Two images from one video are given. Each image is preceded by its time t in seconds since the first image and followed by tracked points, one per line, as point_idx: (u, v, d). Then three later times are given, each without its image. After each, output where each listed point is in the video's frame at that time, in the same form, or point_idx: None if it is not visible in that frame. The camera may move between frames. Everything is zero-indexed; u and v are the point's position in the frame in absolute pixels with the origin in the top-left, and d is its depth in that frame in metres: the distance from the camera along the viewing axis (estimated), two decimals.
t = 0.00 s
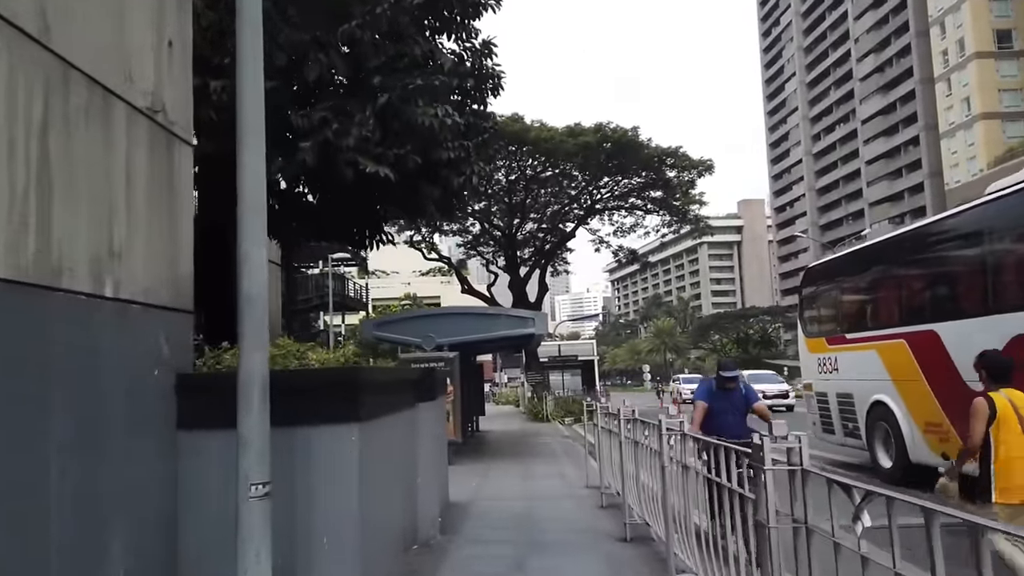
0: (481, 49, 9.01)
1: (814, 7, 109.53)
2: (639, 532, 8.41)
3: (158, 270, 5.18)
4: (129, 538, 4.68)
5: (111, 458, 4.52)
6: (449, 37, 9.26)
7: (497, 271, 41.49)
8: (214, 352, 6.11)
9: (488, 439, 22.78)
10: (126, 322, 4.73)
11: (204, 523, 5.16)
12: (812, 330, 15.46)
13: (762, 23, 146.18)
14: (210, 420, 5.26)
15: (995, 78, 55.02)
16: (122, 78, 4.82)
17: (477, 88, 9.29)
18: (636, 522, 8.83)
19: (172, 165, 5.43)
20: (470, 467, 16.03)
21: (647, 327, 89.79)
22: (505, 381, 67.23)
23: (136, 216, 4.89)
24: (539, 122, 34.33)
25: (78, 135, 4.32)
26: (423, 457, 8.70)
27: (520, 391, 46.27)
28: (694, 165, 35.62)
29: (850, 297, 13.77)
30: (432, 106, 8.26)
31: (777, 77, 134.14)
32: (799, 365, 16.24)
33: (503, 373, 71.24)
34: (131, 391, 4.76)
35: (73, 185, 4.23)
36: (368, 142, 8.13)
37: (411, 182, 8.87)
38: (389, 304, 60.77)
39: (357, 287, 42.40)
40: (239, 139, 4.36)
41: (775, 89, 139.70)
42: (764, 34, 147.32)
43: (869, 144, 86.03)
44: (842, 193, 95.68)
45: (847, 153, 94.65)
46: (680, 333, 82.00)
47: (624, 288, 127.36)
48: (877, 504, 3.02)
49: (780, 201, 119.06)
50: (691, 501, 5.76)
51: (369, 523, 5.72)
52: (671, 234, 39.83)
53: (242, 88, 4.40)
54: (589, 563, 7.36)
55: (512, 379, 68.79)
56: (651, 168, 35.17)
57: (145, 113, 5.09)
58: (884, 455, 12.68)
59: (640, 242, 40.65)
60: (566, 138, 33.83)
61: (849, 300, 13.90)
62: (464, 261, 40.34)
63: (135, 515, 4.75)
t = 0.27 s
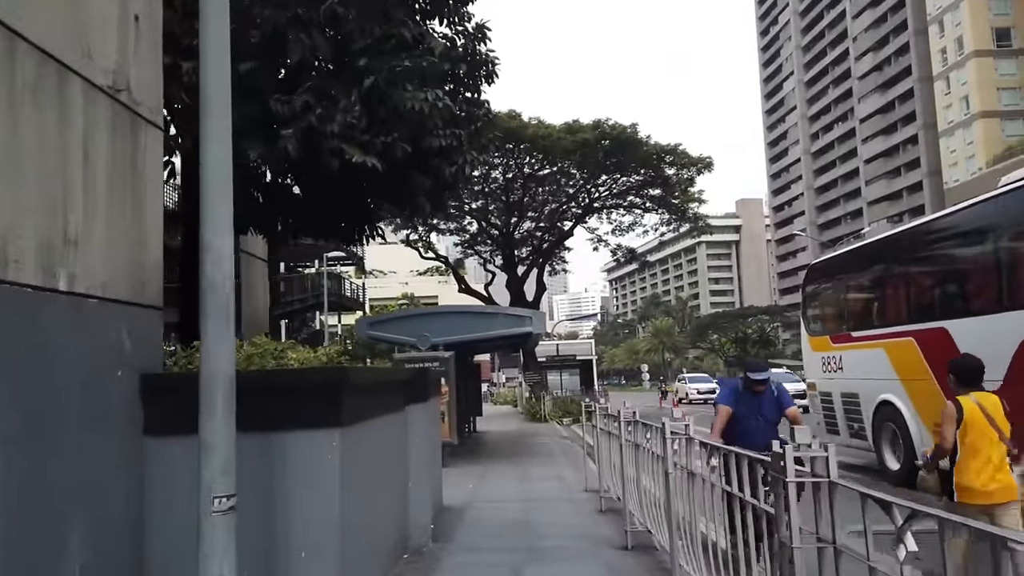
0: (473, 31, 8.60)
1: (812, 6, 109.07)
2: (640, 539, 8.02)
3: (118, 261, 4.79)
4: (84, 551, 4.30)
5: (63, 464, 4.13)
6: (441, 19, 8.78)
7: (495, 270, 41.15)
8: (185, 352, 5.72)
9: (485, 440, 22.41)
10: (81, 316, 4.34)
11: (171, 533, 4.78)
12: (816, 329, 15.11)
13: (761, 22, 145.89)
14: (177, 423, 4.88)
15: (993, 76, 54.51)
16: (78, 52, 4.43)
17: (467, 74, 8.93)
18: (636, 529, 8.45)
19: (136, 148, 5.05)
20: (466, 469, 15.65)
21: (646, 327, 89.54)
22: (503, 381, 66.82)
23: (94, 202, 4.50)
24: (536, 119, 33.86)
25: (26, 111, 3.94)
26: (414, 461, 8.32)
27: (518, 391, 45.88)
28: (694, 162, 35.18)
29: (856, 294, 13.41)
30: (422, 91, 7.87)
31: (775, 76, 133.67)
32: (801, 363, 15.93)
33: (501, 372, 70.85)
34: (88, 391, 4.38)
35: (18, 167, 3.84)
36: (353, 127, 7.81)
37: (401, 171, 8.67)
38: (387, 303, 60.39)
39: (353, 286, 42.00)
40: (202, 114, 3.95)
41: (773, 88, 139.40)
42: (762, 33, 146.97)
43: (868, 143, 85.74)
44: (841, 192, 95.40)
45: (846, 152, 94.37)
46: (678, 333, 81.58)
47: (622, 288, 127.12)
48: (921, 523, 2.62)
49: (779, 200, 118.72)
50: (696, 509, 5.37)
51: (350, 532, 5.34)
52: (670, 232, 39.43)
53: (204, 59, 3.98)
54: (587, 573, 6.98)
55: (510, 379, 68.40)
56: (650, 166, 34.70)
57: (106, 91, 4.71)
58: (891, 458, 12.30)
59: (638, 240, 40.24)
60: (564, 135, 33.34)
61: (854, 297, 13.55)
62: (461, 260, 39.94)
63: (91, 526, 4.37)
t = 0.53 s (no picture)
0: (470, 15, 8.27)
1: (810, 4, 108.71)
2: (646, 545, 7.68)
3: (87, 250, 4.44)
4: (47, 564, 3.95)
5: (23, 472, 3.79)
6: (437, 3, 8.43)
7: (494, 268, 40.79)
8: (164, 350, 5.37)
9: (483, 440, 22.07)
10: (43, 310, 3.98)
11: (145, 543, 4.43)
12: (823, 326, 14.83)
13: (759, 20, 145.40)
14: (152, 427, 4.52)
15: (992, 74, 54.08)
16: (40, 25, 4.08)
17: (463, 59, 8.63)
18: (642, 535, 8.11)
19: (108, 130, 4.69)
20: (463, 471, 15.29)
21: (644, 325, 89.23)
22: (501, 380, 66.45)
23: (58, 187, 4.15)
24: (534, 116, 33.48)
25: None
26: (409, 463, 7.95)
27: (517, 390, 45.52)
28: (694, 159, 34.82)
29: (864, 289, 13.13)
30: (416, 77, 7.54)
31: (773, 75, 133.32)
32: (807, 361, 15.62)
33: (500, 372, 70.49)
34: (53, 393, 4.03)
35: None
36: (343, 115, 7.51)
37: (394, 160, 8.34)
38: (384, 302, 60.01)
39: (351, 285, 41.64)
40: (171, 92, 3.59)
41: (772, 86, 138.92)
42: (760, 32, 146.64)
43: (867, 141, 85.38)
44: (839, 191, 95.04)
45: (844, 150, 94.09)
46: (677, 331, 81.23)
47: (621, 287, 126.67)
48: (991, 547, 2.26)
49: (777, 199, 118.31)
50: (709, 517, 5.03)
51: (339, 542, 5.00)
52: (670, 230, 39.07)
53: (174, 27, 3.63)
54: None
55: (508, 378, 68.06)
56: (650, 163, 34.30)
57: (72, 68, 4.35)
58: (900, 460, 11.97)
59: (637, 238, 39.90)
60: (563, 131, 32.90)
61: (863, 291, 13.25)
62: (459, 258, 39.57)
63: (55, 537, 4.03)
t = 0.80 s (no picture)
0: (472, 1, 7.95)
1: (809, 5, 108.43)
2: (656, 556, 7.31)
3: (57, 238, 4.09)
4: None
5: None
6: None
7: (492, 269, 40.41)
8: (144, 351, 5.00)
9: (482, 443, 21.71)
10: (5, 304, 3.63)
11: (119, 559, 4.07)
12: (831, 327, 14.51)
13: (758, 21, 145.20)
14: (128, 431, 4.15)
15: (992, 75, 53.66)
16: None
17: (461, 46, 8.29)
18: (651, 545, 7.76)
19: (82, 111, 4.34)
20: (462, 475, 14.92)
21: (643, 326, 88.81)
22: (499, 382, 66.04)
23: (22, 171, 3.79)
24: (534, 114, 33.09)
25: None
26: (407, 469, 7.59)
27: (515, 391, 45.13)
28: (694, 158, 34.48)
29: (874, 288, 12.81)
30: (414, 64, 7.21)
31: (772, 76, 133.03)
32: (815, 363, 15.34)
33: (498, 373, 70.06)
34: (17, 392, 3.67)
35: None
36: (335, 102, 7.20)
37: (391, 151, 7.98)
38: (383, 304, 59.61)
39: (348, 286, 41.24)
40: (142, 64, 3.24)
41: (770, 87, 138.68)
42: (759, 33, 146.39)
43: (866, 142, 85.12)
44: (838, 192, 94.80)
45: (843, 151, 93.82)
46: (676, 333, 80.80)
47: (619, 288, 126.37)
48: None
49: (776, 199, 118.07)
50: (730, 532, 4.65)
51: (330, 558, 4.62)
52: (670, 230, 38.77)
53: None
54: None
55: (506, 380, 67.62)
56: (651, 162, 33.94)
57: (41, 43, 4.01)
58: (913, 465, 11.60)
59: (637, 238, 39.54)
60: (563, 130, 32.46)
61: (872, 288, 12.95)
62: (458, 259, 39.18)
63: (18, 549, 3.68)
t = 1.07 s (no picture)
0: None
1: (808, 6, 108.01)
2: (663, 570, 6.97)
3: (16, 228, 3.74)
4: None
5: None
6: None
7: (491, 270, 40.11)
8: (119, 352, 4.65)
9: (480, 446, 21.38)
10: None
11: None
12: (837, 328, 14.25)
13: (757, 22, 144.81)
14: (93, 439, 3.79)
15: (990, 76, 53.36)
16: None
17: (456, 32, 7.92)
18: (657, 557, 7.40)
19: (43, 88, 3.99)
20: (459, 479, 14.59)
21: (642, 328, 88.51)
22: (498, 384, 65.73)
23: None
24: (533, 113, 32.75)
25: None
26: (401, 476, 7.22)
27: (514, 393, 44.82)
28: (696, 158, 34.16)
29: (884, 287, 12.53)
30: (410, 52, 6.91)
31: (770, 78, 132.83)
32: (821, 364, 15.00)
33: (496, 375, 69.71)
34: None
35: None
36: (324, 91, 6.86)
37: (383, 141, 7.63)
38: (381, 305, 59.26)
39: (346, 287, 40.93)
40: (96, 38, 2.97)
41: (769, 88, 138.33)
42: (757, 35, 146.19)
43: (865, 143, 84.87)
44: (837, 193, 94.53)
45: (842, 152, 93.63)
46: (675, 334, 80.52)
47: (617, 289, 126.02)
48: None
49: (775, 200, 117.90)
50: (748, 549, 4.26)
51: None
52: (670, 230, 38.40)
53: None
54: None
55: (504, 382, 67.32)
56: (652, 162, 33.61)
57: None
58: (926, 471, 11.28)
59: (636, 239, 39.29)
60: (562, 129, 32.10)
61: (882, 287, 12.58)
62: (456, 259, 38.90)
63: None
